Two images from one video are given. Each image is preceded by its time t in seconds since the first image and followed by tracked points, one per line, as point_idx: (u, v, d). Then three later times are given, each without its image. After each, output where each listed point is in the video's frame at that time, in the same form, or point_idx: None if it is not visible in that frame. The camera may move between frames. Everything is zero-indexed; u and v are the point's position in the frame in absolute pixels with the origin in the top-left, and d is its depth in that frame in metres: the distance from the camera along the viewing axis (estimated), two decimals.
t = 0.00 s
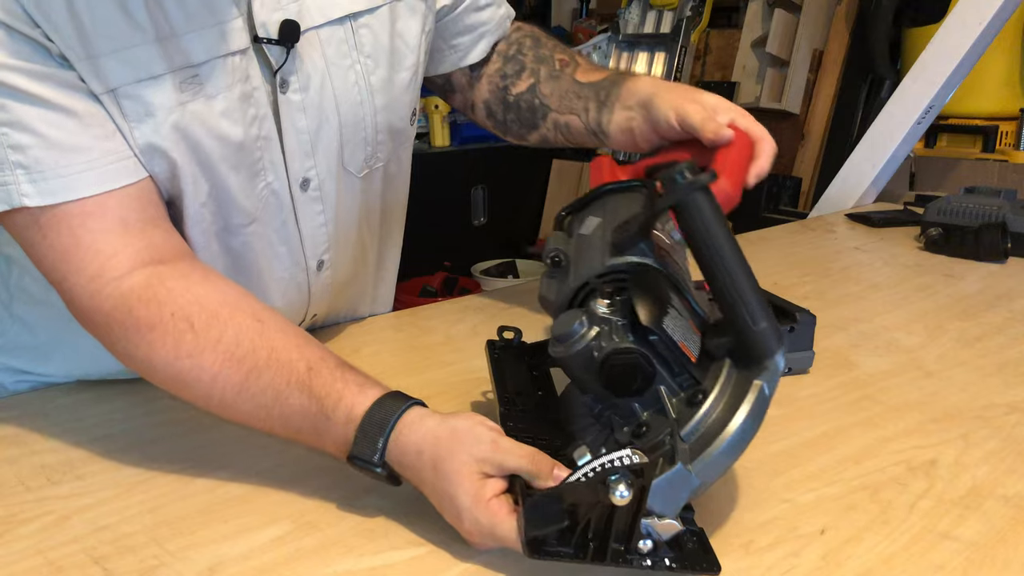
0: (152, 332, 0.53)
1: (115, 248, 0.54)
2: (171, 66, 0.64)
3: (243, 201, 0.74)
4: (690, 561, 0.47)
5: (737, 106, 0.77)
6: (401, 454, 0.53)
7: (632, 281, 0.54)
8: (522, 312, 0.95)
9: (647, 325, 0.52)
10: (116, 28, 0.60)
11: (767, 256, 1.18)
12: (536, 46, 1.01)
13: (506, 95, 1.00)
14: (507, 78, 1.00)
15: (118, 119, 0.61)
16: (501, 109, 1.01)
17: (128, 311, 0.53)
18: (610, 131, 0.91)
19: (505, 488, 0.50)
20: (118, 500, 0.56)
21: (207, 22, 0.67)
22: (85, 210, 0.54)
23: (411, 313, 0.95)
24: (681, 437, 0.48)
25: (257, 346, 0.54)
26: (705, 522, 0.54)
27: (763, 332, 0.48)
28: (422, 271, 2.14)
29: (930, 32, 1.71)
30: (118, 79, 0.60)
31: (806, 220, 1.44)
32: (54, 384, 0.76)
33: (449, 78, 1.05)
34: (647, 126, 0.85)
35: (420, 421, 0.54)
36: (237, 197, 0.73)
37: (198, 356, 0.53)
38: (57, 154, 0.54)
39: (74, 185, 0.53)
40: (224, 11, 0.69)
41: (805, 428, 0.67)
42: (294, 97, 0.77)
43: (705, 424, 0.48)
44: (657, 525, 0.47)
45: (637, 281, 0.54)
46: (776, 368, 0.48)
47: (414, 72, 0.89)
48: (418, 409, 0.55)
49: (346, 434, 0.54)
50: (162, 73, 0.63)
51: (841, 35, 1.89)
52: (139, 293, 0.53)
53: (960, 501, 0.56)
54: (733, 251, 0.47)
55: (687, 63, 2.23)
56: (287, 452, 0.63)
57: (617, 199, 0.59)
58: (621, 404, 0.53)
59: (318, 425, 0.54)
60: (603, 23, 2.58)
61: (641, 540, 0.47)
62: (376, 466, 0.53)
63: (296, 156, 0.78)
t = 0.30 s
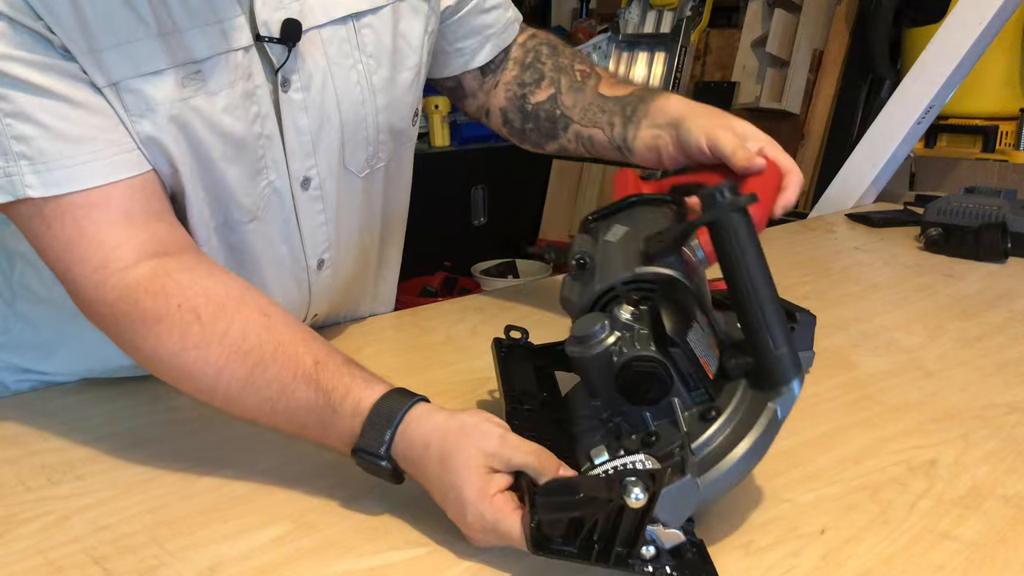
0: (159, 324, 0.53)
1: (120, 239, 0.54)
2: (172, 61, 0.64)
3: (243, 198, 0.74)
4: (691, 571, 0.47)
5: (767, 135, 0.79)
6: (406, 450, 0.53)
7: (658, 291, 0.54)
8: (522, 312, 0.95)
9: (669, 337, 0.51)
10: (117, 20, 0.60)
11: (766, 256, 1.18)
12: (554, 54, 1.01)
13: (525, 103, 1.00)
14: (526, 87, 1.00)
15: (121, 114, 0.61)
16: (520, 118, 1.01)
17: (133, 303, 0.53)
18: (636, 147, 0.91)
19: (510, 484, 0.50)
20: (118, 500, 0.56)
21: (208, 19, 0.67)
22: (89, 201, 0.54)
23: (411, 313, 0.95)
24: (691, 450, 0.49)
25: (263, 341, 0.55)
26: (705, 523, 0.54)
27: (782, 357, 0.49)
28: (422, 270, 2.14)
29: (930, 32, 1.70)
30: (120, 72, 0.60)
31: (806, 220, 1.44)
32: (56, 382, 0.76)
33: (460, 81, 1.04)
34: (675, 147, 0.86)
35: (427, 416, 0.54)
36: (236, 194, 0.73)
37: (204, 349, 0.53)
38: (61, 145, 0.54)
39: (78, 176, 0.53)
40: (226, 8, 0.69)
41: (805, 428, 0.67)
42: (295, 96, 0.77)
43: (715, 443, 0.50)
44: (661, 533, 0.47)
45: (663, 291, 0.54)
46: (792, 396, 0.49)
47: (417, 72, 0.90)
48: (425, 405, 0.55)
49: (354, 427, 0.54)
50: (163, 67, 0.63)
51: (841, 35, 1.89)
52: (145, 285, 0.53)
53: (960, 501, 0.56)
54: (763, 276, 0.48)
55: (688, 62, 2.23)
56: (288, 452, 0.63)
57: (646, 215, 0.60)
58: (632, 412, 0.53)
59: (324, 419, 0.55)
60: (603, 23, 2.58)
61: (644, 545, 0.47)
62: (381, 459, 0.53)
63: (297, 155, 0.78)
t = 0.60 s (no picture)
0: (164, 317, 0.53)
1: (123, 233, 0.54)
2: (175, 57, 0.64)
3: (244, 196, 0.74)
4: None
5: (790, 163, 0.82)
6: (409, 443, 0.53)
7: (675, 302, 0.55)
8: (523, 312, 0.95)
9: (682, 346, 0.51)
10: (119, 15, 0.60)
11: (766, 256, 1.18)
12: (572, 65, 1.01)
13: (542, 113, 1.00)
14: (543, 96, 0.99)
15: (120, 108, 0.61)
16: (536, 127, 1.00)
17: (137, 295, 0.53)
18: (658, 166, 0.94)
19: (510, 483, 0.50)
20: (118, 500, 0.56)
21: (212, 18, 0.67)
22: (89, 194, 0.54)
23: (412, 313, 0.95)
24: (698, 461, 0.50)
25: (268, 336, 0.55)
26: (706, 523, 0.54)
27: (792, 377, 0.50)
28: (422, 270, 2.14)
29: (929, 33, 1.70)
30: (122, 67, 0.60)
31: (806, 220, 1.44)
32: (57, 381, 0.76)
33: (470, 84, 1.03)
34: (696, 169, 0.89)
35: (431, 411, 0.54)
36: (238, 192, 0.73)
37: (207, 343, 0.53)
38: (63, 138, 0.54)
39: (80, 168, 0.53)
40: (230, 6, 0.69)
41: (805, 428, 0.67)
42: (297, 96, 0.77)
43: (727, 453, 0.50)
44: (659, 537, 0.46)
45: (681, 302, 0.55)
46: (798, 416, 0.51)
47: (420, 73, 0.90)
48: (428, 402, 0.55)
49: (357, 422, 0.54)
50: (164, 64, 0.63)
51: (841, 35, 1.89)
52: (149, 277, 0.53)
53: (960, 501, 0.56)
54: (782, 295, 0.49)
55: (688, 62, 2.23)
56: (288, 451, 0.63)
57: (671, 233, 0.62)
58: (638, 418, 0.53)
59: (327, 414, 0.55)
60: (603, 23, 2.58)
61: (642, 550, 0.45)
62: (384, 455, 0.53)
63: (298, 154, 0.78)
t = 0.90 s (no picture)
0: (166, 321, 0.53)
1: (124, 240, 0.54)
2: (174, 63, 0.64)
3: (245, 198, 0.74)
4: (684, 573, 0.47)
5: (764, 127, 0.79)
6: (414, 441, 0.53)
7: (655, 291, 0.53)
8: (523, 312, 0.96)
9: (665, 335, 0.51)
10: (119, 22, 0.60)
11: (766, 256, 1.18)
12: (561, 55, 1.00)
13: (533, 106, 1.00)
14: (533, 89, 0.99)
15: (123, 115, 0.60)
16: (528, 120, 1.00)
17: (138, 301, 0.53)
18: (644, 149, 0.93)
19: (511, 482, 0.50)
20: (118, 500, 0.56)
21: (212, 22, 0.67)
22: (90, 200, 0.54)
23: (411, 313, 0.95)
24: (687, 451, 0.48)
25: (273, 342, 0.56)
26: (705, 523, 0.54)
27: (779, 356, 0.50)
28: (422, 271, 2.14)
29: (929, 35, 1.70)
30: (123, 74, 0.60)
31: (806, 220, 1.44)
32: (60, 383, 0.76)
33: (470, 82, 1.04)
34: (676, 150, 0.88)
35: (434, 412, 0.55)
36: (239, 195, 0.73)
37: (210, 347, 0.53)
38: (65, 144, 0.54)
39: (82, 174, 0.53)
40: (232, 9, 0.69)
41: (805, 428, 0.67)
42: (299, 97, 0.77)
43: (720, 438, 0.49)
44: (654, 534, 0.46)
45: (661, 290, 0.53)
46: (789, 394, 0.50)
47: (422, 76, 0.90)
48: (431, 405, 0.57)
49: (365, 420, 0.54)
50: (164, 70, 0.63)
51: (841, 35, 1.89)
52: (150, 285, 0.53)
53: (960, 501, 0.56)
54: (757, 274, 0.48)
55: (688, 62, 2.23)
56: (288, 452, 0.63)
57: (647, 211, 0.57)
58: (629, 412, 0.52)
59: (333, 415, 0.55)
60: (602, 23, 2.58)
61: (637, 548, 0.46)
62: (391, 451, 0.53)
63: (299, 156, 0.78)
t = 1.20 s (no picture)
0: (168, 330, 0.53)
1: (131, 250, 0.54)
2: (180, 70, 0.63)
3: (251, 200, 0.73)
4: (688, 543, 0.46)
5: (683, 69, 0.82)
6: (418, 436, 0.54)
7: (596, 269, 0.55)
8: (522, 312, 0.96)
9: (613, 312, 0.51)
10: (124, 32, 0.59)
11: (766, 256, 1.18)
12: (519, 37, 1.02)
13: (491, 89, 1.01)
14: (491, 72, 1.01)
15: (129, 125, 0.59)
16: (488, 104, 1.02)
17: (143, 312, 0.53)
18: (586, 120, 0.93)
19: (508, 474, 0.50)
20: (118, 500, 0.56)
21: (214, 26, 0.67)
22: (99, 211, 0.54)
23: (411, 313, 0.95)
24: (665, 417, 0.45)
25: (277, 348, 0.56)
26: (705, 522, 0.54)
27: (730, 294, 0.44)
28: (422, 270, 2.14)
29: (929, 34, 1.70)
30: (131, 84, 0.59)
31: (806, 220, 1.44)
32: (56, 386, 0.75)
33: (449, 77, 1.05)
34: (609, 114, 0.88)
35: (435, 412, 0.56)
36: (244, 198, 0.72)
37: (213, 354, 0.54)
38: (74, 155, 0.53)
39: (90, 186, 0.53)
40: (236, 14, 0.69)
41: (805, 428, 0.67)
42: (305, 97, 0.77)
43: (693, 392, 0.44)
44: (651, 508, 0.45)
45: (601, 267, 0.55)
46: (750, 329, 0.44)
47: (423, 73, 0.90)
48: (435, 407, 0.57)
49: (371, 420, 0.55)
50: (171, 78, 0.62)
51: (841, 35, 1.88)
52: (156, 295, 0.53)
53: (960, 501, 0.56)
54: (678, 214, 0.45)
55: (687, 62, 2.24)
56: (287, 452, 0.63)
57: (580, 194, 0.61)
58: (608, 392, 0.52)
59: (338, 418, 0.55)
60: (602, 23, 2.58)
61: (636, 526, 0.46)
62: (395, 448, 0.53)
63: (306, 156, 0.78)
